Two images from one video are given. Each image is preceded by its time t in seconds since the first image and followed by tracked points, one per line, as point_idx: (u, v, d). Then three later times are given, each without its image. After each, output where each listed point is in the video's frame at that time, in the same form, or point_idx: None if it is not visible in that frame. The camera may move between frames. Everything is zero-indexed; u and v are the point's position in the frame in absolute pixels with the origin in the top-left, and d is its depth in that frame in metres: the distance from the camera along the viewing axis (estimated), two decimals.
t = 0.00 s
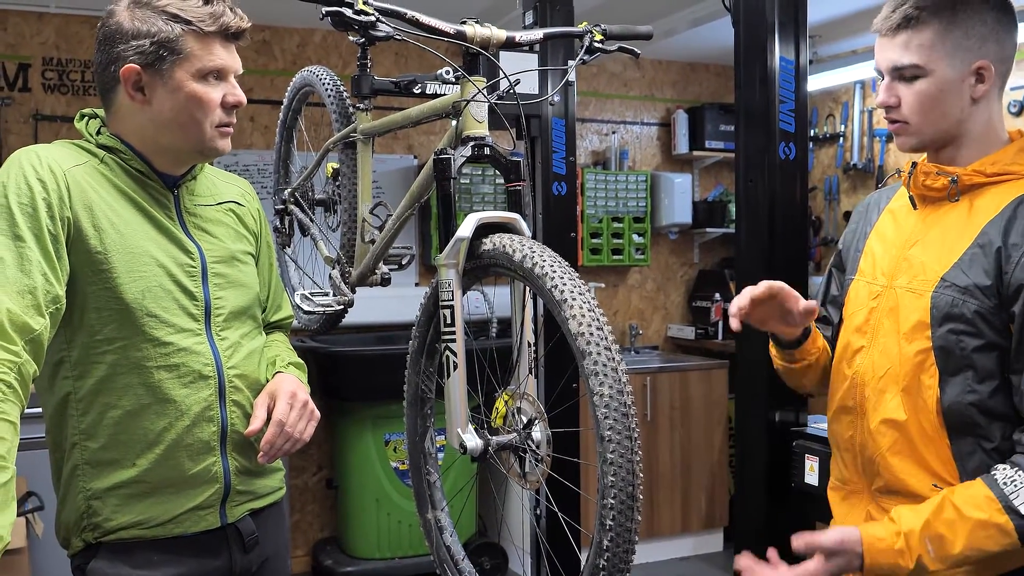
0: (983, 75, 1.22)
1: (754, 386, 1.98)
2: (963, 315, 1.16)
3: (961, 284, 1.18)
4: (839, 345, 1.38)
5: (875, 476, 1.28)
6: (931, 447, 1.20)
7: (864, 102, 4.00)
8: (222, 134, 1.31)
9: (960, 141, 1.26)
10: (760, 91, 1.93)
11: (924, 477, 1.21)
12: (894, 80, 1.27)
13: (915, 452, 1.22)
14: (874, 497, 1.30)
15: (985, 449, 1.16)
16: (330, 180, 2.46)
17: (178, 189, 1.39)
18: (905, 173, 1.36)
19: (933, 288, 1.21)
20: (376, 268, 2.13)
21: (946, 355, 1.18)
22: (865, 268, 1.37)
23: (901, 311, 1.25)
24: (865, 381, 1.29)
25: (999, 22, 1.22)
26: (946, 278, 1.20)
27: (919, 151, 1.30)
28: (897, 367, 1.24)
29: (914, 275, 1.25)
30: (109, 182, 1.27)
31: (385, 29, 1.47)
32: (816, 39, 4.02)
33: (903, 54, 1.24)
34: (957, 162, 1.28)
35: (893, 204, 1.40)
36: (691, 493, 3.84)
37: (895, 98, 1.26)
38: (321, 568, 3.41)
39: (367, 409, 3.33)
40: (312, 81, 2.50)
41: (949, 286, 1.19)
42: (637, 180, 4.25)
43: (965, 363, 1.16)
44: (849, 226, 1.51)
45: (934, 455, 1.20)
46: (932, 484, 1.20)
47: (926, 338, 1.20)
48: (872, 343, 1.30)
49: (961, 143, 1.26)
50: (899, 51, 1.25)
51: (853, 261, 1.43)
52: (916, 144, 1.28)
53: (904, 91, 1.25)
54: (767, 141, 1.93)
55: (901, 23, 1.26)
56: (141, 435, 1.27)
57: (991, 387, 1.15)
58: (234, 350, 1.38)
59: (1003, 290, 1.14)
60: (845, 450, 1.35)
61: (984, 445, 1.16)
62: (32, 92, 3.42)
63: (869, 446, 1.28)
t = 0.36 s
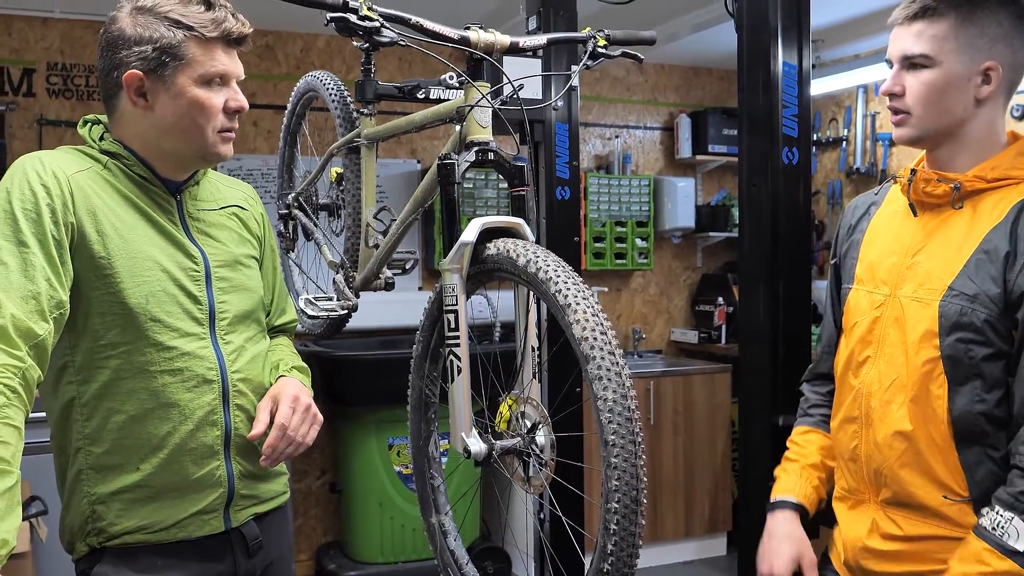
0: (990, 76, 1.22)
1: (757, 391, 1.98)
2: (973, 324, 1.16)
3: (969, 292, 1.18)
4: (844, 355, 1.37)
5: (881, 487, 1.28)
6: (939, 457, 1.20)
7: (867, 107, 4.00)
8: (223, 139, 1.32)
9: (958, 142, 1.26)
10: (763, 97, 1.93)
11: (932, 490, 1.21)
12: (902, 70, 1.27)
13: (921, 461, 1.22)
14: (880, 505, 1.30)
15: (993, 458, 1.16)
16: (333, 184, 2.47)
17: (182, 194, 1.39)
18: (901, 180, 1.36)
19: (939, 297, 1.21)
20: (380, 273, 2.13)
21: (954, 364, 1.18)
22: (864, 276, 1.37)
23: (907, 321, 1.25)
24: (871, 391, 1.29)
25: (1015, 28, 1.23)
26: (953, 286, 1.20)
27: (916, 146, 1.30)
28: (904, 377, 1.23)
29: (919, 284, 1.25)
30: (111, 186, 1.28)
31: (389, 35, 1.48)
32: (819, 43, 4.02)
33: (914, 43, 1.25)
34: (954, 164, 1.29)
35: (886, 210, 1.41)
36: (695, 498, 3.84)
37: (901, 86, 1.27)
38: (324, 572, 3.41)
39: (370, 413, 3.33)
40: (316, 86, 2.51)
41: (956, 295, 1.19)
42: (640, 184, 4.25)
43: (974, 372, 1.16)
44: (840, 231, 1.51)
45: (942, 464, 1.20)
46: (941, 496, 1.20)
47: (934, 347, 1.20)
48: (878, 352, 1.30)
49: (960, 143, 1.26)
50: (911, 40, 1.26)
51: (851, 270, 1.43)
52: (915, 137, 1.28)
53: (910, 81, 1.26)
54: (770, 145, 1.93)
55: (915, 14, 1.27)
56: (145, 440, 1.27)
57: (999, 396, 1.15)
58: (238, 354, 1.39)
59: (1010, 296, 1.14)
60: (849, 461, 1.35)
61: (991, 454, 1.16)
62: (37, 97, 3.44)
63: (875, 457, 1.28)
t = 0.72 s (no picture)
0: (972, 66, 1.23)
1: (755, 388, 1.98)
2: (962, 322, 1.17)
3: (958, 290, 1.18)
4: (837, 353, 1.38)
5: (878, 485, 1.29)
6: (934, 454, 1.21)
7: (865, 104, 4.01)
8: (220, 135, 1.32)
9: (945, 134, 1.26)
10: (761, 93, 1.93)
11: (928, 486, 1.21)
12: (886, 63, 1.28)
13: (916, 458, 1.22)
14: (877, 503, 1.30)
15: (988, 454, 1.16)
16: (331, 181, 2.46)
17: (179, 189, 1.39)
18: (888, 177, 1.36)
19: (929, 294, 1.22)
20: (378, 270, 2.13)
21: (945, 362, 1.18)
22: (854, 275, 1.37)
23: (897, 319, 1.25)
24: (863, 391, 1.30)
25: (998, 19, 1.24)
26: (942, 284, 1.20)
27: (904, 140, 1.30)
28: (896, 376, 1.24)
29: (909, 282, 1.25)
30: (109, 182, 1.28)
31: (387, 31, 1.48)
32: (817, 41, 4.02)
33: (897, 36, 1.26)
34: (940, 159, 1.28)
35: (877, 207, 1.40)
36: (692, 495, 3.85)
37: (884, 79, 1.27)
38: (322, 569, 3.41)
39: (368, 410, 3.33)
40: (314, 83, 2.51)
41: (945, 293, 1.20)
42: (638, 182, 4.25)
43: (965, 369, 1.17)
44: (831, 229, 1.51)
45: (936, 461, 1.20)
46: (937, 492, 1.21)
47: (925, 346, 1.20)
48: (870, 351, 1.30)
49: (946, 137, 1.26)
50: (895, 33, 1.26)
51: (842, 269, 1.42)
52: (899, 127, 1.28)
53: (893, 73, 1.26)
54: (768, 141, 1.93)
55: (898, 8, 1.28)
56: (141, 435, 1.28)
57: (992, 392, 1.15)
58: (237, 349, 1.39)
59: (1000, 293, 1.15)
60: (845, 460, 1.35)
61: (986, 450, 1.16)
62: (34, 94, 3.43)
63: (871, 456, 1.28)
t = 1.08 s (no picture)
0: (962, 65, 1.23)
1: (757, 388, 1.98)
2: (962, 321, 1.17)
3: (959, 289, 1.18)
4: (842, 352, 1.38)
5: (881, 483, 1.29)
6: (935, 453, 1.20)
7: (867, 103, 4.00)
8: (225, 134, 1.32)
9: (947, 133, 1.26)
10: (764, 92, 1.93)
11: (929, 485, 1.21)
12: (882, 70, 1.29)
13: (918, 457, 1.22)
14: (880, 501, 1.30)
15: (989, 453, 1.16)
16: (333, 180, 2.46)
17: (182, 188, 1.39)
18: (895, 177, 1.36)
19: (930, 294, 1.22)
20: (380, 268, 2.13)
21: (946, 361, 1.18)
22: (860, 274, 1.37)
23: (899, 318, 1.25)
24: (866, 389, 1.30)
25: (986, 15, 1.23)
26: (943, 284, 1.20)
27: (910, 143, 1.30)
28: (898, 375, 1.24)
29: (911, 281, 1.25)
30: (112, 181, 1.28)
31: (391, 30, 1.48)
32: (819, 40, 4.02)
33: (890, 42, 1.27)
34: (944, 157, 1.28)
35: (886, 207, 1.41)
36: (694, 494, 3.85)
37: (880, 86, 1.29)
38: (324, 567, 3.42)
39: (370, 409, 3.33)
40: (317, 82, 2.51)
41: (946, 292, 1.20)
42: (641, 181, 4.25)
43: (965, 369, 1.17)
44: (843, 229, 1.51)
45: (938, 460, 1.20)
46: (939, 491, 1.20)
47: (926, 345, 1.20)
48: (873, 350, 1.30)
49: (948, 136, 1.26)
50: (888, 40, 1.28)
51: (850, 267, 1.43)
52: (902, 132, 1.28)
53: (888, 79, 1.28)
54: (771, 141, 1.93)
55: (892, 13, 1.30)
56: (144, 434, 1.28)
57: (992, 392, 1.15)
58: (238, 349, 1.39)
59: (999, 293, 1.14)
60: (849, 458, 1.35)
61: (987, 449, 1.16)
62: (37, 93, 3.43)
63: (873, 454, 1.29)
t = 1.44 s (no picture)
0: (958, 59, 1.22)
1: (756, 384, 1.98)
2: (954, 315, 1.17)
3: (952, 283, 1.18)
4: (840, 345, 1.38)
5: (877, 477, 1.29)
6: (930, 446, 1.21)
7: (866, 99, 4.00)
8: (225, 130, 1.31)
9: (945, 128, 1.26)
10: (763, 88, 1.93)
11: (925, 478, 1.21)
12: (880, 65, 1.29)
13: (914, 450, 1.22)
14: (877, 495, 1.31)
15: (983, 447, 1.16)
16: (331, 175, 2.46)
17: (180, 184, 1.39)
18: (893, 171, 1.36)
19: (924, 287, 1.21)
20: (379, 264, 2.13)
21: (939, 355, 1.18)
22: (860, 268, 1.37)
23: (894, 312, 1.25)
24: (863, 383, 1.30)
25: (982, 8, 1.22)
26: (936, 278, 1.20)
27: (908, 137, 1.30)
28: (893, 368, 1.24)
29: (906, 275, 1.25)
30: (110, 178, 1.28)
31: (389, 24, 1.47)
32: (818, 36, 4.02)
33: (887, 37, 1.28)
34: (943, 150, 1.28)
35: (887, 202, 1.41)
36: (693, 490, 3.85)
37: (878, 82, 1.29)
38: (323, 563, 3.42)
39: (368, 405, 3.33)
40: (314, 77, 2.50)
41: (939, 286, 1.19)
42: (639, 176, 4.25)
43: (959, 362, 1.16)
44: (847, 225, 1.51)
45: (934, 454, 1.20)
46: (933, 484, 1.21)
47: (919, 338, 1.20)
48: (869, 344, 1.30)
49: (946, 130, 1.26)
50: (887, 34, 1.28)
51: (852, 262, 1.43)
52: (901, 127, 1.28)
53: (885, 75, 1.28)
54: (770, 136, 1.93)
55: (888, 9, 1.31)
56: (141, 431, 1.27)
57: (986, 386, 1.15)
58: (236, 345, 1.39)
59: (992, 288, 1.14)
60: (847, 452, 1.35)
61: (982, 443, 1.16)
62: (34, 88, 3.43)
63: (870, 448, 1.29)
